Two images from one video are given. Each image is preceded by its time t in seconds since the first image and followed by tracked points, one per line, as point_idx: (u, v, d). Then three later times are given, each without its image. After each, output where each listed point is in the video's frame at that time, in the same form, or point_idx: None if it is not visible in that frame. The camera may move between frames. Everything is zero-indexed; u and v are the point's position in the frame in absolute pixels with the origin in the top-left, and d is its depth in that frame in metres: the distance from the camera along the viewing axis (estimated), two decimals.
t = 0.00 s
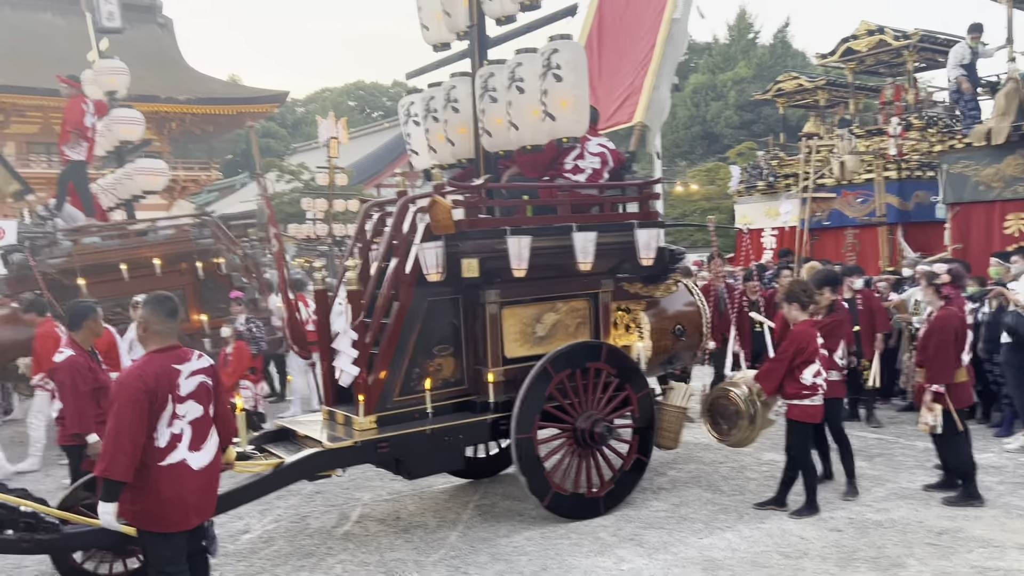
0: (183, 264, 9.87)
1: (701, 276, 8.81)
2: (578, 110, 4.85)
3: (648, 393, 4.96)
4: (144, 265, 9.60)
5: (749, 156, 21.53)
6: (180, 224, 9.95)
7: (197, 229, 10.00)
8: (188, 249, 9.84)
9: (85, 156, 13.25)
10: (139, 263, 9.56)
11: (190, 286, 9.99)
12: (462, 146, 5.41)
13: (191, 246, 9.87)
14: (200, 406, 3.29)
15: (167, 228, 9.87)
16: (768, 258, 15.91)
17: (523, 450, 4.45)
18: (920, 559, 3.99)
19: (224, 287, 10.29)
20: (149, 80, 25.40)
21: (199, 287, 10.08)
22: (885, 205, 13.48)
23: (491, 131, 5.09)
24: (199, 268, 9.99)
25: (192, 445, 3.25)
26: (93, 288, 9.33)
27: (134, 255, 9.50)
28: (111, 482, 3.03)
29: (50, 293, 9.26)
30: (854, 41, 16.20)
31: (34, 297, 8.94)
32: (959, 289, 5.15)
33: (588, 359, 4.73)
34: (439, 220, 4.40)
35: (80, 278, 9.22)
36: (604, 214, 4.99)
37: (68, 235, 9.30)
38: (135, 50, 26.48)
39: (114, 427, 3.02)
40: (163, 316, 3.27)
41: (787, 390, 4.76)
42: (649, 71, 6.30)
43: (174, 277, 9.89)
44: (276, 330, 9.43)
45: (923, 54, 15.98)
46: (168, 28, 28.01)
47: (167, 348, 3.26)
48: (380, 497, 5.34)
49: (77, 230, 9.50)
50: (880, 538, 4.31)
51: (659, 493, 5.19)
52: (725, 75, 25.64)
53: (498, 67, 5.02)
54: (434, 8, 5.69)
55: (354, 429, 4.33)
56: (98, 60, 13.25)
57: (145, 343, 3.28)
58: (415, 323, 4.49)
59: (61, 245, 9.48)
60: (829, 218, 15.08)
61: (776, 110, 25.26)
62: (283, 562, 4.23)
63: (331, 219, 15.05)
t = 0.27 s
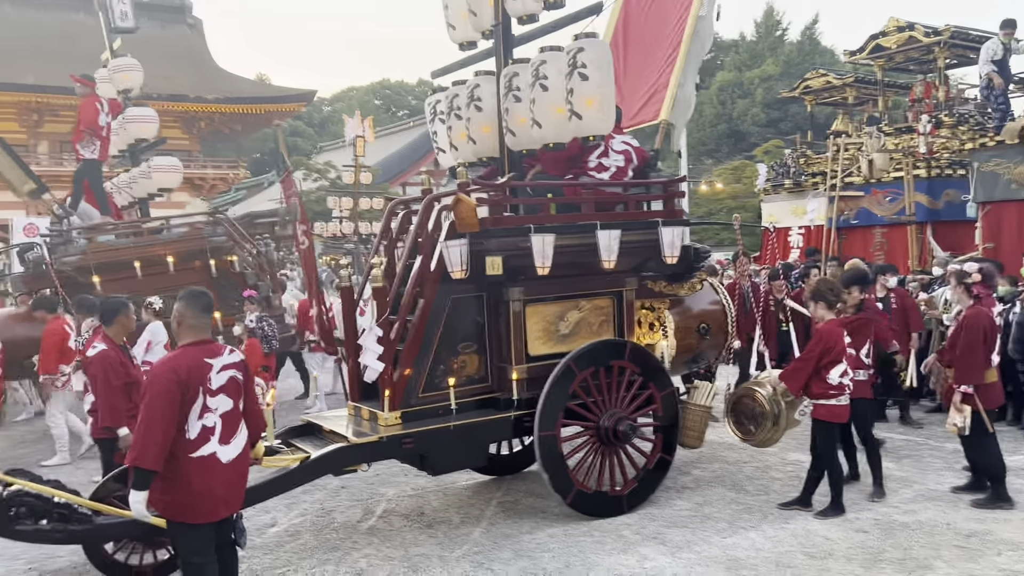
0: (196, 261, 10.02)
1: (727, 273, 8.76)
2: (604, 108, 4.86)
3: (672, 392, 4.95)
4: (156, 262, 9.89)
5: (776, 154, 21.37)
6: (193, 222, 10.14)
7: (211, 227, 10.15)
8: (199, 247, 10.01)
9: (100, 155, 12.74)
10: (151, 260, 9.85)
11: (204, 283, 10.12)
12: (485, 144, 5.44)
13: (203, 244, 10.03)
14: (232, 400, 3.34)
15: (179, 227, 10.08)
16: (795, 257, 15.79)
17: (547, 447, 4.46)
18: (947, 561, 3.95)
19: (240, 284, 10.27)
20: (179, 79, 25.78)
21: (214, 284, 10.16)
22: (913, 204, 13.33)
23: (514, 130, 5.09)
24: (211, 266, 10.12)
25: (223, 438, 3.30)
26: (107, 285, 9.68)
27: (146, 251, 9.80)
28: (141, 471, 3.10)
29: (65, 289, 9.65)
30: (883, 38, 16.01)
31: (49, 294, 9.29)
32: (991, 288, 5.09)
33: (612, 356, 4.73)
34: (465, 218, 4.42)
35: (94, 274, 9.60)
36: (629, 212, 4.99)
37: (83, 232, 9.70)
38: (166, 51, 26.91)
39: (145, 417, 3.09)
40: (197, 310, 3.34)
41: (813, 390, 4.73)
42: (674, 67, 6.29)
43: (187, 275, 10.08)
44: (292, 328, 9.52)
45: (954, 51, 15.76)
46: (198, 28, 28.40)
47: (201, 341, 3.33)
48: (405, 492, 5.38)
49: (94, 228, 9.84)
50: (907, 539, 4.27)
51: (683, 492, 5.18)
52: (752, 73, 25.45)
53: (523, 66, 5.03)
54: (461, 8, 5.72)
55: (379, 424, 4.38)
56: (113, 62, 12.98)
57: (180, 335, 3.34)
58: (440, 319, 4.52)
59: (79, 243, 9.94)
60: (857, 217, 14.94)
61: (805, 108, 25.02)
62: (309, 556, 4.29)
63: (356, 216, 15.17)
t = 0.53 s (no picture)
0: (279, 261, 9.50)
1: (817, 275, 8.55)
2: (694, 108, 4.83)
3: (760, 396, 4.88)
4: (238, 261, 9.34)
5: (869, 153, 20.70)
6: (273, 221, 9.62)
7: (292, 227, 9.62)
8: (282, 247, 9.47)
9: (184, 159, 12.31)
10: (234, 260, 9.30)
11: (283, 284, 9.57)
12: (571, 146, 5.50)
13: (284, 244, 9.48)
14: (329, 394, 3.48)
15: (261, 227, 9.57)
16: (889, 260, 15.27)
17: (631, 448, 4.47)
18: None
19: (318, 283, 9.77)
20: (273, 85, 26.65)
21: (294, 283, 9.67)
22: (1018, 205, 12.75)
23: (602, 132, 5.13)
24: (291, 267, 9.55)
25: (320, 430, 3.44)
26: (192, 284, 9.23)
27: (230, 252, 9.24)
28: (243, 457, 3.27)
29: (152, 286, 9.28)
30: (986, 32, 15.36)
31: (136, 294, 9.01)
32: None
33: (699, 359, 4.69)
34: (550, 221, 4.41)
35: (180, 274, 9.13)
36: (718, 213, 4.94)
37: (169, 232, 9.17)
38: (261, 57, 27.90)
39: (249, 406, 3.25)
40: (301, 308, 3.48)
41: (908, 396, 4.59)
42: (765, 67, 6.20)
43: (267, 274, 9.58)
44: (369, 323, 9.74)
45: None
46: (291, 34, 29.34)
47: (305, 337, 3.47)
48: (489, 489, 5.46)
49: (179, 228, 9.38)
50: (1008, 553, 4.11)
51: (769, 497, 5.10)
52: (844, 70, 24.74)
53: (610, 68, 5.04)
54: (546, 11, 5.77)
55: (466, 421, 4.47)
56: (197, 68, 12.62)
57: (285, 330, 3.49)
58: (525, 320, 4.57)
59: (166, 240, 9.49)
60: (957, 218, 14.37)
61: (900, 105, 24.16)
62: (397, 548, 4.40)
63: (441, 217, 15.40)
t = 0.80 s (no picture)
0: (372, 265, 9.07)
1: (929, 285, 8.21)
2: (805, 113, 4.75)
3: (869, 408, 4.73)
4: (332, 266, 8.96)
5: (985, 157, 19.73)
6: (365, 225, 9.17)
7: (382, 230, 9.16)
8: (374, 252, 9.01)
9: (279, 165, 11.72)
10: (328, 264, 8.91)
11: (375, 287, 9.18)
12: (676, 152, 5.47)
13: (376, 249, 9.00)
14: (437, 395, 3.59)
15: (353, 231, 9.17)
16: (1007, 269, 14.52)
17: (733, 458, 4.41)
18: None
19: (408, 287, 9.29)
20: (375, 95, 27.37)
21: (385, 287, 9.22)
22: None
23: (708, 137, 5.09)
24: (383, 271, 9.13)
25: (427, 430, 3.56)
26: (288, 289, 8.90)
27: (325, 256, 8.85)
28: (355, 451, 3.41)
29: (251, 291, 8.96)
30: None
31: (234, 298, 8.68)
32: None
33: (805, 369, 4.59)
34: (651, 226, 4.38)
35: (276, 278, 8.79)
36: (826, 220, 4.82)
37: (265, 236, 8.83)
38: (364, 69, 28.72)
39: (363, 403, 3.40)
40: (415, 311, 3.61)
41: None
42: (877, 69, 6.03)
43: (359, 277, 9.17)
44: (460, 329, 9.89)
45: None
46: (392, 45, 30.13)
47: (417, 339, 3.61)
48: (587, 494, 5.47)
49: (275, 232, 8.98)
50: None
51: (877, 513, 4.94)
52: (958, 71, 23.68)
53: (716, 73, 5.00)
54: (647, 18, 5.75)
55: (565, 426, 4.50)
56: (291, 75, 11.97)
57: (399, 332, 3.64)
58: (624, 326, 4.56)
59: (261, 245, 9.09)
60: None
61: (1020, 107, 22.94)
62: (497, 549, 4.47)
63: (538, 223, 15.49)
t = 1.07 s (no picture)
0: (477, 272, 9.10)
1: None
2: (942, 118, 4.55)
3: (1010, 427, 4.48)
4: (438, 272, 9.05)
5: None
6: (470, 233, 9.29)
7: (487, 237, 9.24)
8: (478, 259, 9.06)
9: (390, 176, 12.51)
10: (434, 271, 9.01)
11: (477, 294, 9.15)
12: (804, 158, 5.31)
13: (480, 256, 9.06)
14: (558, 402, 3.63)
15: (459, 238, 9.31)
16: None
17: (860, 475, 4.26)
18: None
19: (510, 294, 9.24)
20: (488, 103, 27.75)
21: (488, 295, 9.20)
22: None
23: (840, 142, 4.95)
24: (486, 278, 9.12)
25: (548, 435, 3.59)
26: (395, 295, 9.03)
27: (431, 263, 8.98)
28: (478, 452, 3.49)
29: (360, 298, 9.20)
30: None
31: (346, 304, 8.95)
32: None
33: (939, 385, 4.39)
34: (777, 235, 4.31)
35: (385, 283, 8.95)
36: (965, 229, 4.63)
37: (374, 243, 9.03)
38: (478, 78, 29.23)
39: (486, 405, 3.48)
40: (540, 318, 3.66)
41: None
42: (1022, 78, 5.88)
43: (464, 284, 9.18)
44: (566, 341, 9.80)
45: None
46: (505, 54, 30.52)
47: (540, 345, 3.66)
48: (704, 506, 5.39)
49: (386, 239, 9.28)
50: None
51: (1018, 539, 4.67)
52: None
53: (847, 77, 4.87)
54: (770, 22, 5.60)
55: (685, 436, 4.46)
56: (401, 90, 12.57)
57: (523, 338, 3.71)
58: (747, 337, 4.48)
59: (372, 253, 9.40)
60: None
61: None
62: (614, 557, 4.47)
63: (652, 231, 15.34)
